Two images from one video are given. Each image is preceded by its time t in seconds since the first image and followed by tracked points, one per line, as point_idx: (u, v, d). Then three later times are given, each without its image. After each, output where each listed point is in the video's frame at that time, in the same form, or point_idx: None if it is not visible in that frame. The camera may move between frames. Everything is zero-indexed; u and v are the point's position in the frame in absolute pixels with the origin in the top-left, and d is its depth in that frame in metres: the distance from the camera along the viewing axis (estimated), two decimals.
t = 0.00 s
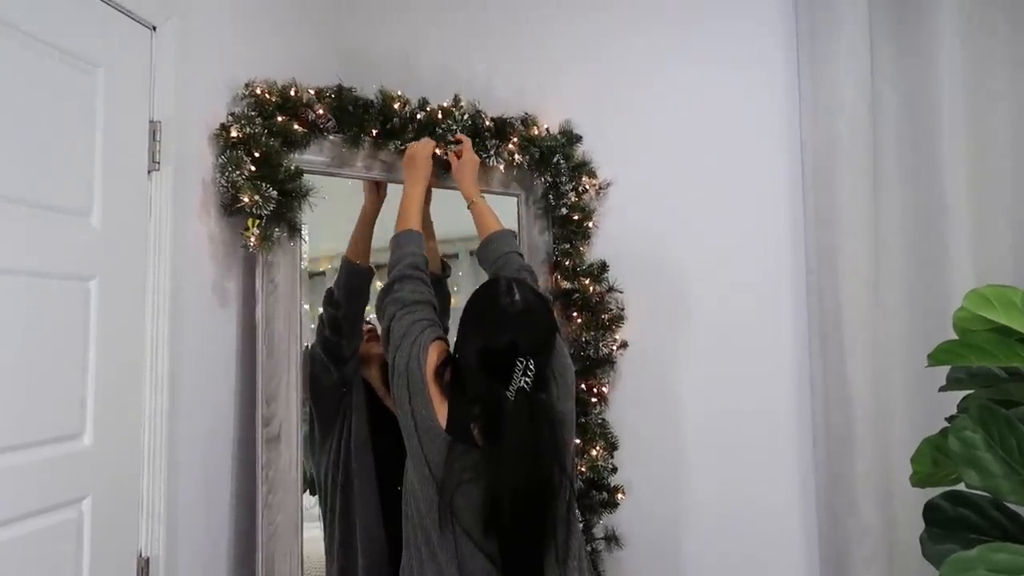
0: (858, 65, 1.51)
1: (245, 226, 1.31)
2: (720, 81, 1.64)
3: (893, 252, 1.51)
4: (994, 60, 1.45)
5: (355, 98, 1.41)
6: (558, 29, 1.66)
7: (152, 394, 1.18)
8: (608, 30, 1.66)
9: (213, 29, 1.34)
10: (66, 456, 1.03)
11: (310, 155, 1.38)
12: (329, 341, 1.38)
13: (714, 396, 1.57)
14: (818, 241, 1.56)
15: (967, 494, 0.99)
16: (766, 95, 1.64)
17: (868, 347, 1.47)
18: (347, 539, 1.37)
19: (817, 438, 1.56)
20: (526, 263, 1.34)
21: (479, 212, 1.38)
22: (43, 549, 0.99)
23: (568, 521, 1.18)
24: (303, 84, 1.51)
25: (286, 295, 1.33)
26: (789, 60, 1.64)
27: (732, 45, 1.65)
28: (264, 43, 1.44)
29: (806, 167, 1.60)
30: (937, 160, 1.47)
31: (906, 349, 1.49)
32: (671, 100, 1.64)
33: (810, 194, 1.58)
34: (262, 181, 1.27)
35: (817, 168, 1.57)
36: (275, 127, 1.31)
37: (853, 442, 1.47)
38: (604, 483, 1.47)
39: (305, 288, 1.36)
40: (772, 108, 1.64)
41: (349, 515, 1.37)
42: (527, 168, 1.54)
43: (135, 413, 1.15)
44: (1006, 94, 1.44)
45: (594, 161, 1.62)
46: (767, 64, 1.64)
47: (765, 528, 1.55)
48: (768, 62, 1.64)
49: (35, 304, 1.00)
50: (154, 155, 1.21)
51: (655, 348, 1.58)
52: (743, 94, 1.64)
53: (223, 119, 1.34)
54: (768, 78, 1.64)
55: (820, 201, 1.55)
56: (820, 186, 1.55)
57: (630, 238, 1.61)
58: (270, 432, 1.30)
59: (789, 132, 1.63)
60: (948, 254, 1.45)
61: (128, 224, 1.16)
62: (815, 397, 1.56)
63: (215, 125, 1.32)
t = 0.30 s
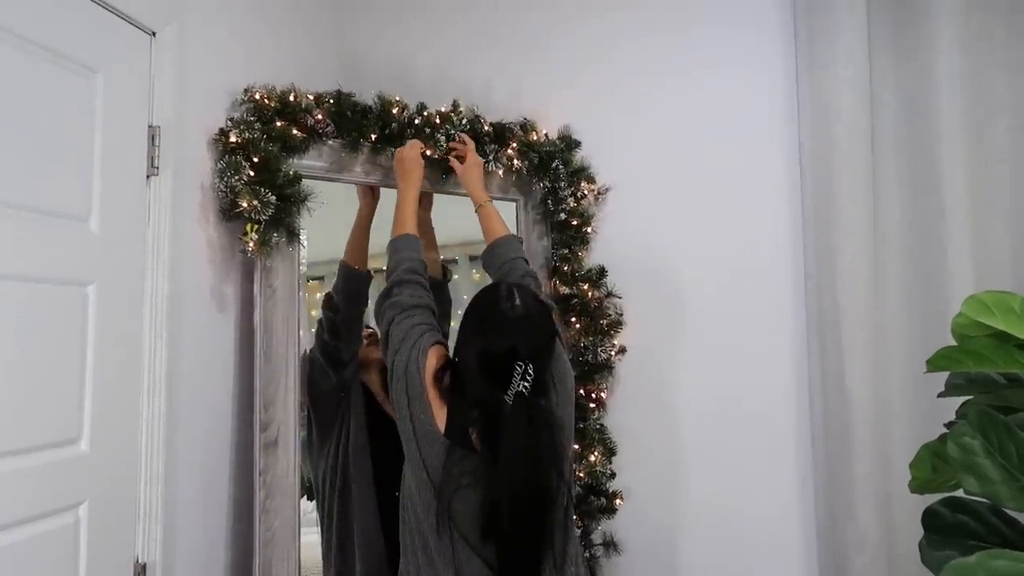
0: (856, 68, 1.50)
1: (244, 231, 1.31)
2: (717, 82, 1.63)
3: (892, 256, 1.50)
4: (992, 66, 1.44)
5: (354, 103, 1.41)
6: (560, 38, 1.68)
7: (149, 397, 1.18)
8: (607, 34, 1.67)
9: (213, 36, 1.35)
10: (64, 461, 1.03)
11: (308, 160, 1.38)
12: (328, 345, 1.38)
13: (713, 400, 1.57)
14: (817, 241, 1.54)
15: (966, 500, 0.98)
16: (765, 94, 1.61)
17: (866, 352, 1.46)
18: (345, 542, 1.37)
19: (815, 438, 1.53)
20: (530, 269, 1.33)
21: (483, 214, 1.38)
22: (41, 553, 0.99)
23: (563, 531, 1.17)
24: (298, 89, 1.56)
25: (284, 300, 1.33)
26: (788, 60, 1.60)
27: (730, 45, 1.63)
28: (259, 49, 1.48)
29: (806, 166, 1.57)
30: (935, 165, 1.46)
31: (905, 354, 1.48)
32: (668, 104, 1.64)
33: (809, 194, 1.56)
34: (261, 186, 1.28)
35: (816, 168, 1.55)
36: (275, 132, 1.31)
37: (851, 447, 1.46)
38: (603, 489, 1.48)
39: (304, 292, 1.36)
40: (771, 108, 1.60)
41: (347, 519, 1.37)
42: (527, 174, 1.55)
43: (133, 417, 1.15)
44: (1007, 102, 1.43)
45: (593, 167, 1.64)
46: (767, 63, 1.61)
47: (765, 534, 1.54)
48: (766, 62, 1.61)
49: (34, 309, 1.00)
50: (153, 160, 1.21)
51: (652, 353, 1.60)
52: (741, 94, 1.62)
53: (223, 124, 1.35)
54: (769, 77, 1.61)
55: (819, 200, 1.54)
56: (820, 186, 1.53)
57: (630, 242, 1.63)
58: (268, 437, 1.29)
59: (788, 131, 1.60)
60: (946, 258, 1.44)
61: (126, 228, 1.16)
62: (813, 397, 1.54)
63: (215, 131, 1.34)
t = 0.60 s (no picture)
0: (852, 74, 1.51)
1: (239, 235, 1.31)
2: (712, 86, 1.63)
3: (888, 261, 1.50)
4: (988, 74, 1.45)
5: (351, 108, 1.41)
6: (557, 43, 1.69)
7: (143, 400, 1.17)
8: (602, 38, 1.67)
9: (209, 40, 1.35)
10: (59, 466, 1.02)
11: (304, 164, 1.37)
12: (322, 354, 1.38)
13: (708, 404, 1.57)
14: (813, 242, 1.54)
15: (962, 504, 0.98)
16: (760, 100, 1.61)
17: (862, 356, 1.46)
18: (343, 546, 1.38)
19: (810, 440, 1.54)
20: (532, 277, 1.31)
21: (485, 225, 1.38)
22: (35, 558, 0.98)
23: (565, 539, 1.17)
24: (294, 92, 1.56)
25: (280, 304, 1.33)
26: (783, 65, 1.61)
27: (725, 50, 1.63)
28: (254, 52, 1.48)
29: (801, 168, 1.57)
30: (930, 170, 1.47)
31: (900, 358, 1.48)
32: (664, 109, 1.64)
33: (804, 197, 1.57)
34: (257, 190, 1.27)
35: (811, 171, 1.55)
36: (270, 136, 1.31)
37: (847, 452, 1.46)
38: (598, 493, 1.48)
39: (299, 297, 1.36)
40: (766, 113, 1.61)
41: (345, 524, 1.37)
42: (521, 178, 1.55)
43: (128, 421, 1.15)
44: (1000, 106, 1.43)
45: (588, 170, 1.65)
46: (762, 68, 1.62)
47: (761, 538, 1.54)
48: (761, 66, 1.62)
49: (29, 313, 0.99)
50: (149, 164, 1.21)
51: (648, 357, 1.60)
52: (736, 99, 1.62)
53: (219, 128, 1.35)
54: (767, 81, 1.62)
55: (814, 203, 1.54)
56: (815, 189, 1.54)
57: (625, 247, 1.64)
58: (263, 441, 1.29)
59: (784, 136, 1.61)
60: (941, 263, 1.44)
61: (121, 230, 1.16)
62: (810, 409, 1.55)
63: (211, 134, 1.34)
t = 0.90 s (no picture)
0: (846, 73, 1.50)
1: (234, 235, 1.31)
2: (709, 87, 1.63)
3: (882, 261, 1.51)
4: (983, 75, 1.45)
5: (346, 108, 1.41)
6: (552, 45, 1.69)
7: (138, 399, 1.17)
8: (597, 40, 1.68)
9: (205, 41, 1.35)
10: (53, 465, 1.02)
11: (300, 165, 1.38)
12: (317, 364, 1.36)
13: (703, 403, 1.58)
14: (807, 242, 1.54)
15: (956, 502, 0.99)
16: (756, 100, 1.61)
17: (857, 356, 1.46)
18: (339, 549, 1.35)
19: (805, 440, 1.53)
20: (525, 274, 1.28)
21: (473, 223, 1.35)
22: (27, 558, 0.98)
23: (568, 533, 1.17)
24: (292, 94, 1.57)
25: (275, 304, 1.33)
26: (778, 66, 1.60)
27: (720, 51, 1.63)
28: (250, 52, 1.48)
29: (796, 168, 1.56)
30: (924, 171, 1.47)
31: (895, 357, 1.48)
32: (660, 111, 1.64)
33: (798, 197, 1.56)
34: (252, 190, 1.27)
35: (805, 173, 1.55)
36: (265, 137, 1.31)
37: (842, 452, 1.46)
38: (593, 492, 1.49)
39: (295, 298, 1.36)
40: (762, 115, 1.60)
41: (342, 526, 1.35)
42: (517, 179, 1.55)
43: (122, 420, 1.15)
44: (995, 107, 1.44)
45: (582, 171, 1.67)
46: (757, 69, 1.61)
47: (757, 538, 1.54)
48: (757, 67, 1.61)
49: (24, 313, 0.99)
50: (143, 164, 1.21)
51: (642, 358, 1.62)
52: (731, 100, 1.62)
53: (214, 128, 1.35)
54: (759, 81, 1.61)
55: (808, 204, 1.54)
56: (809, 189, 1.54)
57: (619, 248, 1.65)
58: (258, 441, 1.29)
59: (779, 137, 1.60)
60: (936, 263, 1.44)
61: (116, 230, 1.16)
62: (803, 397, 1.53)
63: (206, 135, 1.33)
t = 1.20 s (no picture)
0: (840, 68, 1.50)
1: (227, 230, 1.30)
2: (703, 81, 1.63)
3: (875, 256, 1.51)
4: (975, 70, 1.45)
5: (338, 102, 1.40)
6: (546, 40, 1.69)
7: (131, 394, 1.17)
8: (590, 35, 1.67)
9: (197, 35, 1.34)
10: (46, 461, 1.01)
11: (293, 159, 1.37)
12: (311, 364, 1.36)
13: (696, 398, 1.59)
14: (801, 240, 1.53)
15: (948, 494, 0.99)
16: (750, 95, 1.61)
17: (849, 352, 1.46)
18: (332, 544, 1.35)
19: (798, 434, 1.53)
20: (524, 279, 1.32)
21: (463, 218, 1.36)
22: (20, 554, 0.97)
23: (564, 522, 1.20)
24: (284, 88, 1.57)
25: (268, 299, 1.33)
26: (772, 62, 1.60)
27: (713, 47, 1.63)
28: (243, 46, 1.48)
29: (789, 165, 1.56)
30: (917, 168, 1.47)
31: (887, 353, 1.48)
32: (654, 107, 1.64)
33: (791, 193, 1.56)
34: (245, 185, 1.27)
35: (798, 170, 1.54)
36: (258, 131, 1.31)
37: (835, 447, 1.46)
38: (587, 486, 1.50)
39: (288, 293, 1.35)
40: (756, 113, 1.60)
41: (336, 521, 1.35)
42: (510, 173, 1.56)
43: (116, 416, 1.14)
44: (985, 103, 1.44)
45: (576, 166, 1.66)
46: (750, 65, 1.61)
47: (750, 531, 1.55)
48: (750, 63, 1.61)
49: (16, 308, 0.99)
50: (135, 158, 1.20)
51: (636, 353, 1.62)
52: (724, 96, 1.62)
53: (206, 122, 1.34)
54: (754, 77, 1.61)
55: (801, 201, 1.53)
56: (801, 184, 1.54)
57: (612, 244, 1.65)
58: (252, 436, 1.29)
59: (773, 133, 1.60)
60: (927, 258, 1.45)
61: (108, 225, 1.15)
62: (797, 395, 1.54)
63: (198, 129, 1.33)
